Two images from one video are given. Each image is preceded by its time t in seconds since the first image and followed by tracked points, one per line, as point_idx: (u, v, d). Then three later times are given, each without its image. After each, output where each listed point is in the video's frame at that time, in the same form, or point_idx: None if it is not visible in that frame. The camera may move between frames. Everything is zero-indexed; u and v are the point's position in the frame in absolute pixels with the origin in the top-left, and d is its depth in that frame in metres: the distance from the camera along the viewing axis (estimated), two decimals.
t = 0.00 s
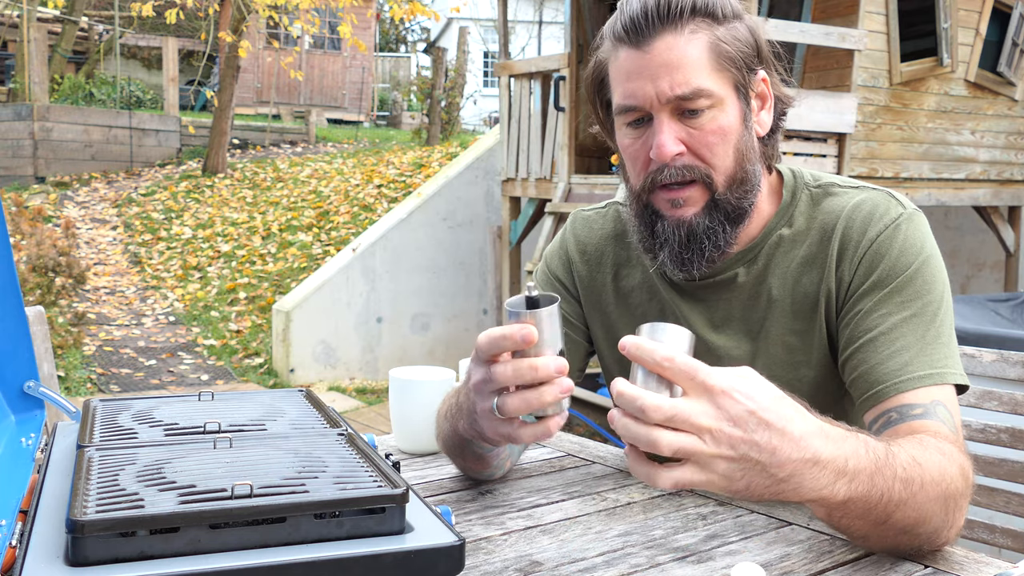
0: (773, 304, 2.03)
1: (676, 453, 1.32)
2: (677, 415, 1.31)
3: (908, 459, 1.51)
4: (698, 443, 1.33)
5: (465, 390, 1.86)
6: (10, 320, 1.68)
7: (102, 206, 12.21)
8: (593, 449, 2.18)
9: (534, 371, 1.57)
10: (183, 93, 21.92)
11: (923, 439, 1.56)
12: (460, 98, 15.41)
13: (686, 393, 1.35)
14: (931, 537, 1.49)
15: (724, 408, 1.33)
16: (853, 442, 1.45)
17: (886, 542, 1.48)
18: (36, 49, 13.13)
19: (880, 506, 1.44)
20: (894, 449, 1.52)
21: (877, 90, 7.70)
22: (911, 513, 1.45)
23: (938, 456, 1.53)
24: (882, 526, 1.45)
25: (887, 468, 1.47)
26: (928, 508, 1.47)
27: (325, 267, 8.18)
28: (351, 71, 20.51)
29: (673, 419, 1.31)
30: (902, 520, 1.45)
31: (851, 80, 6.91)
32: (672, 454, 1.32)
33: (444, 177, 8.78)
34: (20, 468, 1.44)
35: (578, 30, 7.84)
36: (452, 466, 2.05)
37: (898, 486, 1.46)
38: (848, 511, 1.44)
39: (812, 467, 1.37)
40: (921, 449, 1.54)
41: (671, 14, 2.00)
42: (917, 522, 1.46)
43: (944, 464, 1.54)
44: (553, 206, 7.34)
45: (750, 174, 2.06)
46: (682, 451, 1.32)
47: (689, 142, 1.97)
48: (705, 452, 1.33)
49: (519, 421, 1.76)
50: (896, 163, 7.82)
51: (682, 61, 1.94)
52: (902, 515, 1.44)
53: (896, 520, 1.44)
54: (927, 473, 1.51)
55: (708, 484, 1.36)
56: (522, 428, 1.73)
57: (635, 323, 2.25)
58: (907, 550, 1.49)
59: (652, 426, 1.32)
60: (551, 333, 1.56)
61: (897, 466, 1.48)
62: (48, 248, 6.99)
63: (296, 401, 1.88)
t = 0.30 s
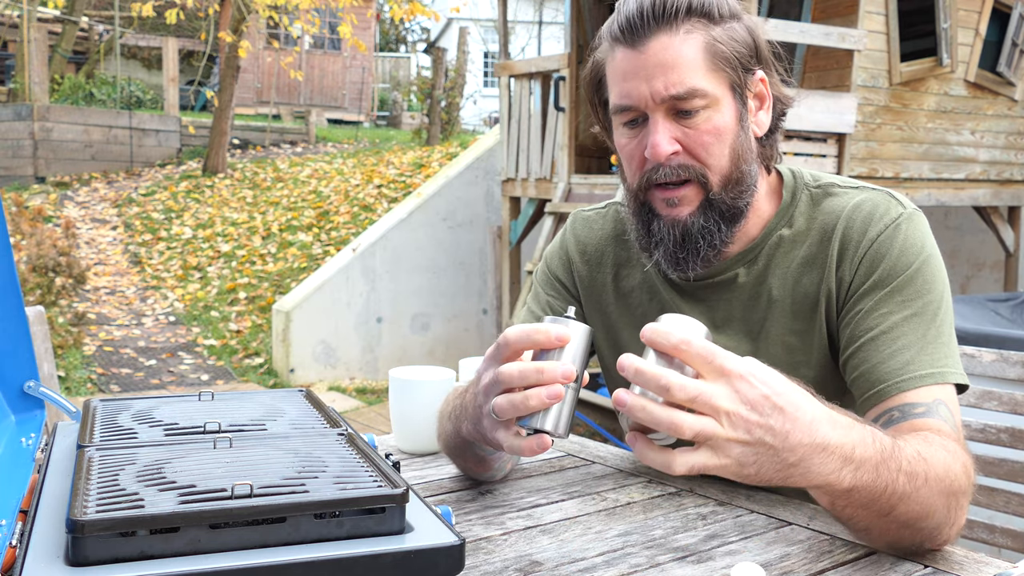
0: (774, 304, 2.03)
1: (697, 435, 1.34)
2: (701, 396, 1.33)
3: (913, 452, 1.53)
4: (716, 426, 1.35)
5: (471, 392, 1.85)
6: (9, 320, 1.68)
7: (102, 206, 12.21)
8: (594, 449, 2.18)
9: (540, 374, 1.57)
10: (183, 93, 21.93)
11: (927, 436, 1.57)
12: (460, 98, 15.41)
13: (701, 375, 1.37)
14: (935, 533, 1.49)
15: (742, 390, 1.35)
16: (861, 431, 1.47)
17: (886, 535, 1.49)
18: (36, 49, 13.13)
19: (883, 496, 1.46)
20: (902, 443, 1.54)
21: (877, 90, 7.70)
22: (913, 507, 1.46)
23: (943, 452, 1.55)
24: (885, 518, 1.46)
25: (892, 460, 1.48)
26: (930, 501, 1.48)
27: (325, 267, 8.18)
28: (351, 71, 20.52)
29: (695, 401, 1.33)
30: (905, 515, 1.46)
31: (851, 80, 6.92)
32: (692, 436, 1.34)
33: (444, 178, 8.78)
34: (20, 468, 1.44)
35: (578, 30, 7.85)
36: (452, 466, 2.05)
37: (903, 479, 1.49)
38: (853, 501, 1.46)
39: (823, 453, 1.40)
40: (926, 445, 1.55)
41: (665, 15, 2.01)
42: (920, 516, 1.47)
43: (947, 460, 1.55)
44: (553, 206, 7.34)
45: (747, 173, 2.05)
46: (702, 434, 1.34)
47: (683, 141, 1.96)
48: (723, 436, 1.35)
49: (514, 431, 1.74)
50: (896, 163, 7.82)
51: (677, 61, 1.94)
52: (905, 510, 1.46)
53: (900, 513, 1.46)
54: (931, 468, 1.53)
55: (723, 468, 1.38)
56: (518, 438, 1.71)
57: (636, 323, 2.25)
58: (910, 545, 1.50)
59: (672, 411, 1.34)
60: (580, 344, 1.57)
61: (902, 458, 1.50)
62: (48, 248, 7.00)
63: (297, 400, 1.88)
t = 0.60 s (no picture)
0: (774, 304, 2.03)
1: (702, 424, 1.34)
2: (706, 386, 1.33)
3: (915, 447, 1.53)
4: (721, 414, 1.34)
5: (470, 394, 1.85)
6: (10, 320, 1.69)
7: (102, 206, 12.21)
8: (594, 449, 2.18)
9: (531, 376, 1.56)
10: (183, 93, 21.93)
11: (928, 434, 1.57)
12: (460, 98, 15.41)
13: (704, 364, 1.37)
14: (933, 530, 1.49)
15: (747, 379, 1.35)
16: (863, 421, 1.46)
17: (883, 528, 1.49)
18: (36, 49, 13.13)
19: (885, 488, 1.46)
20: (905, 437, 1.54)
21: (877, 90, 7.70)
22: (912, 501, 1.47)
23: (945, 449, 1.55)
24: (886, 511, 1.47)
25: (895, 454, 1.49)
26: (931, 497, 1.48)
27: (325, 267, 8.19)
28: (351, 71, 20.51)
29: (701, 392, 1.33)
30: (903, 510, 1.47)
31: (852, 80, 6.91)
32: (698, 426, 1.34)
33: (444, 177, 8.77)
34: (20, 468, 1.44)
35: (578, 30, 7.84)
36: (452, 466, 2.05)
37: (904, 472, 1.49)
38: (854, 491, 1.47)
39: (825, 440, 1.40)
40: (927, 441, 1.55)
41: (665, 14, 2.01)
42: (921, 511, 1.47)
43: (948, 457, 1.55)
44: (553, 206, 7.34)
45: (748, 172, 2.05)
46: (707, 423, 1.34)
47: (684, 139, 1.97)
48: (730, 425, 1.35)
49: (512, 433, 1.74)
50: (896, 163, 7.82)
51: (676, 59, 1.95)
52: (905, 505, 1.46)
53: (900, 507, 1.46)
54: (933, 463, 1.52)
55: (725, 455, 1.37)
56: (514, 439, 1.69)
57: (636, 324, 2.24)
58: (911, 541, 1.50)
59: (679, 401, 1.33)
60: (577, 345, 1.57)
61: (905, 451, 1.50)
62: (48, 248, 7.00)
63: (297, 400, 1.88)
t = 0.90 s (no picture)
0: (775, 309, 2.03)
1: (663, 432, 1.39)
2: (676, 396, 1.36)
3: (897, 445, 1.53)
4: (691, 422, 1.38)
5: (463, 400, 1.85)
6: (10, 320, 1.69)
7: (102, 206, 12.22)
8: (593, 449, 2.18)
9: (521, 399, 1.59)
10: (183, 93, 21.93)
11: (919, 434, 1.57)
12: (460, 98, 15.40)
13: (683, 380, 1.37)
14: (920, 527, 1.49)
15: (724, 391, 1.37)
16: (837, 416, 1.49)
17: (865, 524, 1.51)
18: (36, 49, 13.14)
19: (859, 487, 1.48)
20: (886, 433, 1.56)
21: (877, 90, 7.70)
22: (892, 498, 1.48)
23: (930, 448, 1.54)
24: (866, 508, 1.49)
25: (878, 449, 1.50)
26: (909, 499, 1.48)
27: (325, 267, 8.20)
28: (351, 71, 20.51)
29: (669, 399, 1.36)
30: (883, 506, 1.48)
31: (852, 80, 6.90)
32: (659, 433, 1.39)
33: (444, 177, 8.76)
34: (20, 468, 1.43)
35: (578, 30, 7.85)
36: (452, 466, 2.05)
37: (882, 468, 1.49)
38: (826, 485, 1.49)
39: (794, 437, 1.42)
40: (913, 442, 1.55)
41: (646, 20, 2.07)
42: (902, 509, 1.48)
43: (936, 455, 1.54)
44: (553, 206, 7.34)
45: (738, 171, 2.10)
46: (670, 431, 1.39)
47: (673, 139, 2.02)
48: (695, 433, 1.38)
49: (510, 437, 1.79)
50: (896, 163, 7.81)
51: (658, 63, 2.01)
52: (884, 501, 1.48)
53: (878, 503, 1.48)
54: (916, 464, 1.52)
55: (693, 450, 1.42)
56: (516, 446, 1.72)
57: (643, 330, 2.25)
58: (896, 539, 1.51)
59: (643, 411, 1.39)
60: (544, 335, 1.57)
61: (883, 449, 1.51)
62: (48, 248, 7.00)
63: (297, 400, 1.88)
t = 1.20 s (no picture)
0: (759, 317, 2.04)
1: (679, 423, 1.28)
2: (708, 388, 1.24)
3: (896, 440, 1.49)
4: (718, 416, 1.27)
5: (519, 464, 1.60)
6: (10, 319, 1.68)
7: (102, 206, 12.22)
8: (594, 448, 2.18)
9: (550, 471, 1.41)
10: (183, 93, 21.94)
11: (931, 426, 1.55)
12: (460, 98, 15.40)
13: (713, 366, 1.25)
14: (933, 517, 1.50)
15: (751, 389, 1.28)
16: (829, 419, 1.41)
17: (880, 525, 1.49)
18: (36, 49, 13.14)
19: (865, 485, 1.43)
20: (880, 430, 1.51)
21: (877, 90, 7.70)
22: (902, 493, 1.46)
23: (933, 439, 1.51)
24: (875, 505, 1.46)
25: (874, 446, 1.45)
26: (923, 487, 1.47)
27: (325, 267, 8.20)
28: (351, 71, 20.51)
29: (699, 393, 1.24)
30: (891, 499, 1.46)
31: (852, 80, 6.90)
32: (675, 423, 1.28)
33: (444, 177, 8.75)
34: (20, 468, 1.43)
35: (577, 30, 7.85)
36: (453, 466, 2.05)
37: (884, 464, 1.45)
38: (829, 488, 1.41)
39: (800, 445, 1.33)
40: (912, 434, 1.52)
41: (607, 55, 1.97)
42: (912, 502, 1.47)
43: (941, 446, 1.50)
44: (553, 206, 7.34)
45: (713, 199, 2.02)
46: (688, 423, 1.28)
47: (646, 169, 1.89)
48: (715, 430, 1.27)
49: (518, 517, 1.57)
50: (896, 163, 7.80)
51: (623, 94, 1.90)
52: (892, 493, 1.45)
53: (887, 497, 1.45)
54: (917, 459, 1.48)
55: (706, 452, 1.30)
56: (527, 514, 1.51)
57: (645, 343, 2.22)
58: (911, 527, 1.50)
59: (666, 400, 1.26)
60: (560, 423, 1.28)
61: (881, 446, 1.46)
62: (48, 248, 7.00)
63: (296, 400, 1.88)
